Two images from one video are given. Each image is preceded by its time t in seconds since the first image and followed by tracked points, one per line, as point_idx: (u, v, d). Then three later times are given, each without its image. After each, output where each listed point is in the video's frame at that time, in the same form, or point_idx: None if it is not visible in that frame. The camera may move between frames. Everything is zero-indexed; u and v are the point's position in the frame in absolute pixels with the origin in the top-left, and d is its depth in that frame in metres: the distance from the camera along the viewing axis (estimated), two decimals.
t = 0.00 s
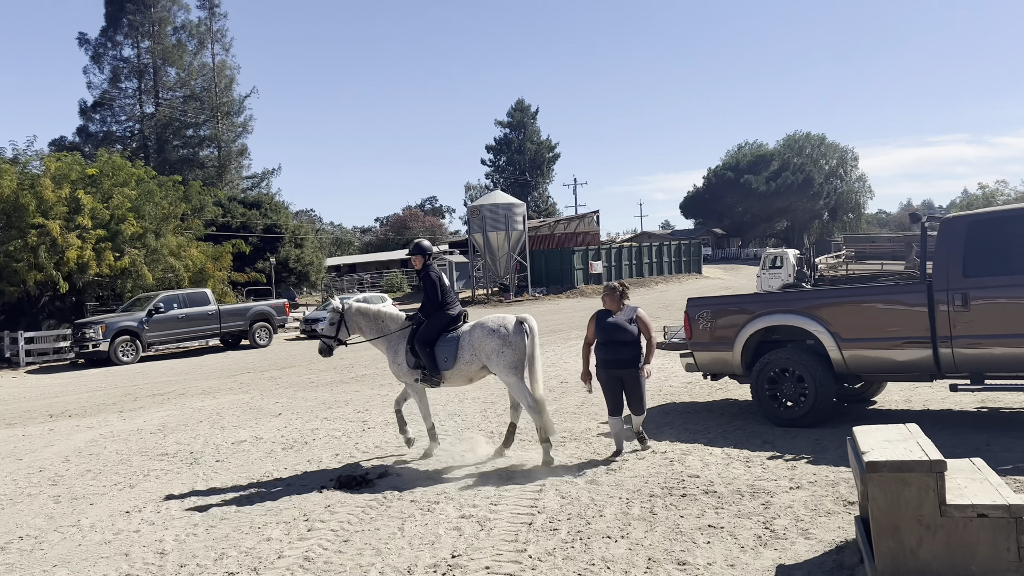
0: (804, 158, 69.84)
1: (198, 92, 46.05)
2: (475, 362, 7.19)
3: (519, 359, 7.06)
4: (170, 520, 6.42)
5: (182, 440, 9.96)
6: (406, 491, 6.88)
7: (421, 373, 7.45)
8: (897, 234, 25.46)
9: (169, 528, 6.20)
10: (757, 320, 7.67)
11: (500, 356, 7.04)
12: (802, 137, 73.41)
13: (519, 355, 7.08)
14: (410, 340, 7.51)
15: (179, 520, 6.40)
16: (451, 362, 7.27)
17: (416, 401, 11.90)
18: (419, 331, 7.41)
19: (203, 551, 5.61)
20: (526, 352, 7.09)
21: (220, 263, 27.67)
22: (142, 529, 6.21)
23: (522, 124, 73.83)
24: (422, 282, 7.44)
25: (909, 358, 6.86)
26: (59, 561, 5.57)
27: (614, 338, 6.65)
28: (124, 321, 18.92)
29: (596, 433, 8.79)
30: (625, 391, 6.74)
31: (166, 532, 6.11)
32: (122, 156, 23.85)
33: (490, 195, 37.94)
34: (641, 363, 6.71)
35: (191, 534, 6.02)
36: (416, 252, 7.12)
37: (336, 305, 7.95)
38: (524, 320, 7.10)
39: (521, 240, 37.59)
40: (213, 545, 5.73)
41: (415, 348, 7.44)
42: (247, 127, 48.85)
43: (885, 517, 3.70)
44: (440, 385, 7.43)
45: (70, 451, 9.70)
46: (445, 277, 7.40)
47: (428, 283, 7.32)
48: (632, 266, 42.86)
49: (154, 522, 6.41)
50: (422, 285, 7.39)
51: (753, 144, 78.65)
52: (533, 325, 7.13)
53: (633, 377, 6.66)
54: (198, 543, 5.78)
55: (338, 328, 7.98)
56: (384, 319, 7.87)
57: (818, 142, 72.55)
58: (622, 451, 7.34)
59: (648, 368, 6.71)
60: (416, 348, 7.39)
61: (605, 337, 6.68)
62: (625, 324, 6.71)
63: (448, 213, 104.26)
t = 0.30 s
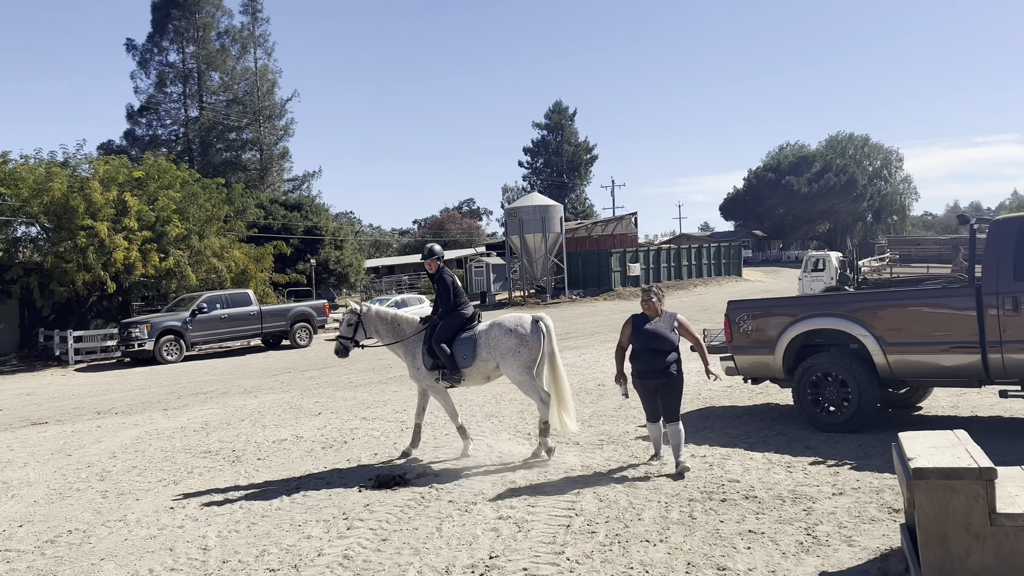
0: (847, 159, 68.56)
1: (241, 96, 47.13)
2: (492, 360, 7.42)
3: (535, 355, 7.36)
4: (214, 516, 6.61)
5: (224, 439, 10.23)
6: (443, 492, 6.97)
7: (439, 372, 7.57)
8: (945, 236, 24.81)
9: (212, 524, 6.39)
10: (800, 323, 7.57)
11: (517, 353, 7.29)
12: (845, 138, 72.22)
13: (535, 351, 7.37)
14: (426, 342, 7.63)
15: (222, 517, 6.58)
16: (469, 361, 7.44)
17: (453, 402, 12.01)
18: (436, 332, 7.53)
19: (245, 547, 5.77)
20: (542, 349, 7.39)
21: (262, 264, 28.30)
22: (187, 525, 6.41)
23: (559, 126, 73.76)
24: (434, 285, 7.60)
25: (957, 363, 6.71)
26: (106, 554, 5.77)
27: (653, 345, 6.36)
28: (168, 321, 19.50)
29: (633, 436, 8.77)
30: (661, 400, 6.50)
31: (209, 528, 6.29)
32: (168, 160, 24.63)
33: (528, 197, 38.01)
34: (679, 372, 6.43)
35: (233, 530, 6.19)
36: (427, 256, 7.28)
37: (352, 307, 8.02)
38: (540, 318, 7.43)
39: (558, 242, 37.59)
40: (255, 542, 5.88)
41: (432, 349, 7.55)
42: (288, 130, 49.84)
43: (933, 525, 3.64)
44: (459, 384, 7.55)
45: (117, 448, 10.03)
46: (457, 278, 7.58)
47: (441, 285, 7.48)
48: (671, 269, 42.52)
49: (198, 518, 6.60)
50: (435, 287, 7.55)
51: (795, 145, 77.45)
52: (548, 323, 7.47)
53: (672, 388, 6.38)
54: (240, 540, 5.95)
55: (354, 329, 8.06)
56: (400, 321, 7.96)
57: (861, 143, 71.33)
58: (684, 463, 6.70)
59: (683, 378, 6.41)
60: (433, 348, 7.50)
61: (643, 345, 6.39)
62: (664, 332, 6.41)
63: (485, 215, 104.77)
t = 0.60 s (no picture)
0: (874, 159, 67.62)
1: (266, 96, 47.71)
2: (492, 363, 7.61)
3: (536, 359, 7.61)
4: (237, 512, 6.73)
5: (248, 435, 10.39)
6: (465, 490, 7.03)
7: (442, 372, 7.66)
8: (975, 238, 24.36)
9: (236, 519, 6.50)
10: (824, 324, 7.52)
11: (518, 358, 7.53)
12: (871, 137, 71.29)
13: (536, 355, 7.62)
14: (428, 343, 7.68)
15: (245, 513, 6.70)
16: (472, 363, 7.60)
17: (474, 400, 12.07)
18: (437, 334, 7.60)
19: (268, 543, 5.86)
20: (542, 354, 7.64)
21: (286, 262, 28.66)
22: (211, 520, 6.53)
23: (583, 125, 73.61)
24: (430, 289, 7.67)
25: (985, 365, 6.62)
26: (132, 548, 5.89)
27: (678, 346, 6.33)
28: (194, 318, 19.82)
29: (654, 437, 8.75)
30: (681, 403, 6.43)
31: (233, 523, 6.40)
32: (194, 159, 25.03)
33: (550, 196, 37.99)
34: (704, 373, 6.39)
35: (257, 526, 6.30)
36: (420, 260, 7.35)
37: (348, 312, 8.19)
38: (540, 323, 7.68)
39: (580, 241, 37.55)
40: (278, 538, 5.98)
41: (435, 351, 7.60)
42: (313, 129, 50.35)
43: (959, 529, 3.61)
44: (462, 384, 7.70)
45: (143, 443, 10.24)
46: (452, 281, 7.68)
47: (437, 288, 7.56)
48: (694, 269, 42.24)
49: (222, 513, 6.72)
50: (431, 291, 7.62)
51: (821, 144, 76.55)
52: (548, 328, 7.74)
53: (695, 390, 6.32)
54: (263, 535, 6.05)
55: (352, 333, 8.22)
56: (397, 323, 8.08)
57: (888, 143, 70.39)
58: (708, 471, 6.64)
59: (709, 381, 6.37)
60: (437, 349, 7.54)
61: (668, 345, 6.34)
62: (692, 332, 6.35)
63: (508, 215, 104.96)
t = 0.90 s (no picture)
0: (894, 157, 66.84)
1: (284, 93, 48.08)
2: (488, 358, 7.67)
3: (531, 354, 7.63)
4: (255, 506, 6.81)
5: (265, 430, 10.50)
6: (481, 486, 7.07)
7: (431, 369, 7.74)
8: (998, 236, 24.05)
9: (254, 514, 6.58)
10: (842, 323, 7.47)
11: (515, 352, 7.57)
12: (891, 135, 70.55)
13: (532, 350, 7.64)
14: (419, 339, 7.77)
15: (262, 507, 6.78)
16: (464, 359, 7.67)
17: (490, 397, 12.12)
18: (430, 331, 7.71)
19: (285, 537, 5.93)
20: (539, 349, 7.67)
21: (303, 259, 28.91)
22: (229, 514, 6.62)
23: (600, 122, 73.42)
24: (427, 286, 7.80)
25: (1006, 366, 6.56)
26: (151, 540, 5.99)
27: (680, 350, 5.95)
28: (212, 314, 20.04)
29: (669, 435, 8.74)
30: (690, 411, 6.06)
31: (250, 518, 6.48)
32: (213, 156, 25.28)
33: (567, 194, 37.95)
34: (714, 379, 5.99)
35: (274, 520, 6.37)
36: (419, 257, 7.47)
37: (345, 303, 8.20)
38: (536, 318, 7.72)
39: (596, 238, 37.48)
40: (295, 532, 6.04)
41: (426, 347, 7.69)
42: (331, 126, 50.70)
43: (978, 530, 3.59)
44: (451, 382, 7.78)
45: (163, 437, 10.39)
46: (450, 280, 7.82)
47: (435, 285, 7.70)
48: (711, 267, 42.04)
49: (240, 507, 6.81)
50: (428, 288, 7.75)
51: (840, 142, 75.79)
52: (544, 324, 7.78)
53: (702, 396, 5.95)
54: (281, 530, 6.12)
55: (348, 324, 8.22)
56: (392, 319, 8.18)
57: (908, 140, 69.60)
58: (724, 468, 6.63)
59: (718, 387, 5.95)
60: (428, 345, 7.64)
61: (670, 349, 5.99)
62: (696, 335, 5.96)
63: (524, 212, 104.99)
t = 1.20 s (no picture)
0: (905, 153, 66.42)
1: (293, 89, 48.24)
2: (476, 357, 7.79)
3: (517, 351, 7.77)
4: (265, 501, 6.87)
5: (275, 426, 10.58)
6: (489, 482, 7.10)
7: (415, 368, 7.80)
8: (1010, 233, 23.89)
9: (264, 509, 6.64)
10: (850, 320, 7.46)
11: (503, 350, 7.72)
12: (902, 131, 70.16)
13: (516, 346, 7.78)
14: (404, 339, 7.81)
15: (272, 502, 6.83)
16: (450, 358, 7.76)
17: (498, 394, 12.17)
18: (415, 330, 7.75)
19: (295, 532, 5.98)
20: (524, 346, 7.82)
21: (312, 255, 29.05)
22: (239, 508, 6.67)
23: (608, 118, 73.26)
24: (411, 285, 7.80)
25: (1017, 364, 6.54)
26: (162, 535, 6.05)
27: (672, 345, 5.74)
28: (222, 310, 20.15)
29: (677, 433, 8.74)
30: (686, 408, 5.84)
31: (260, 512, 6.53)
32: (222, 152, 25.39)
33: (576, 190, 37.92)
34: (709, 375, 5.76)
35: (284, 515, 6.43)
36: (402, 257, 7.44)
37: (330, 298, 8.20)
38: (519, 316, 7.86)
39: (605, 235, 37.44)
40: (305, 527, 6.09)
41: (411, 348, 7.75)
42: (339, 123, 50.87)
43: (989, 528, 3.59)
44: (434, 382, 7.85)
45: (173, 432, 10.48)
46: (433, 278, 7.80)
47: (419, 284, 7.69)
48: (719, 263, 41.94)
49: (250, 502, 6.86)
50: (412, 287, 7.74)
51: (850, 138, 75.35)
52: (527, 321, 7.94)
53: (697, 392, 5.73)
54: (290, 525, 6.17)
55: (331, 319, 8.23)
56: (375, 317, 8.16)
57: (919, 136, 69.16)
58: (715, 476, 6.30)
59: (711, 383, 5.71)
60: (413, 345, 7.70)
61: (661, 345, 5.78)
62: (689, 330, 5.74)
63: (532, 209, 105.05)
